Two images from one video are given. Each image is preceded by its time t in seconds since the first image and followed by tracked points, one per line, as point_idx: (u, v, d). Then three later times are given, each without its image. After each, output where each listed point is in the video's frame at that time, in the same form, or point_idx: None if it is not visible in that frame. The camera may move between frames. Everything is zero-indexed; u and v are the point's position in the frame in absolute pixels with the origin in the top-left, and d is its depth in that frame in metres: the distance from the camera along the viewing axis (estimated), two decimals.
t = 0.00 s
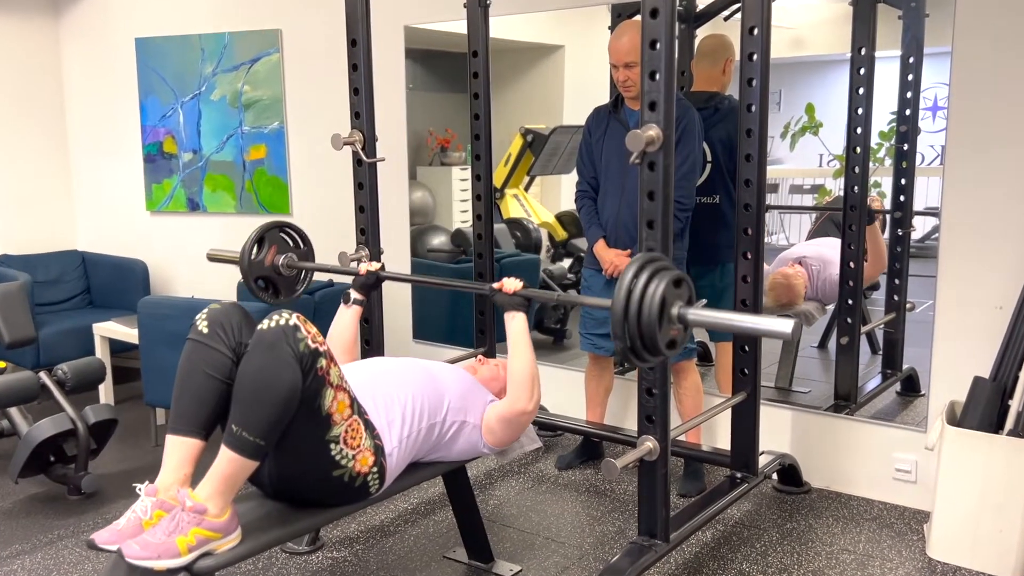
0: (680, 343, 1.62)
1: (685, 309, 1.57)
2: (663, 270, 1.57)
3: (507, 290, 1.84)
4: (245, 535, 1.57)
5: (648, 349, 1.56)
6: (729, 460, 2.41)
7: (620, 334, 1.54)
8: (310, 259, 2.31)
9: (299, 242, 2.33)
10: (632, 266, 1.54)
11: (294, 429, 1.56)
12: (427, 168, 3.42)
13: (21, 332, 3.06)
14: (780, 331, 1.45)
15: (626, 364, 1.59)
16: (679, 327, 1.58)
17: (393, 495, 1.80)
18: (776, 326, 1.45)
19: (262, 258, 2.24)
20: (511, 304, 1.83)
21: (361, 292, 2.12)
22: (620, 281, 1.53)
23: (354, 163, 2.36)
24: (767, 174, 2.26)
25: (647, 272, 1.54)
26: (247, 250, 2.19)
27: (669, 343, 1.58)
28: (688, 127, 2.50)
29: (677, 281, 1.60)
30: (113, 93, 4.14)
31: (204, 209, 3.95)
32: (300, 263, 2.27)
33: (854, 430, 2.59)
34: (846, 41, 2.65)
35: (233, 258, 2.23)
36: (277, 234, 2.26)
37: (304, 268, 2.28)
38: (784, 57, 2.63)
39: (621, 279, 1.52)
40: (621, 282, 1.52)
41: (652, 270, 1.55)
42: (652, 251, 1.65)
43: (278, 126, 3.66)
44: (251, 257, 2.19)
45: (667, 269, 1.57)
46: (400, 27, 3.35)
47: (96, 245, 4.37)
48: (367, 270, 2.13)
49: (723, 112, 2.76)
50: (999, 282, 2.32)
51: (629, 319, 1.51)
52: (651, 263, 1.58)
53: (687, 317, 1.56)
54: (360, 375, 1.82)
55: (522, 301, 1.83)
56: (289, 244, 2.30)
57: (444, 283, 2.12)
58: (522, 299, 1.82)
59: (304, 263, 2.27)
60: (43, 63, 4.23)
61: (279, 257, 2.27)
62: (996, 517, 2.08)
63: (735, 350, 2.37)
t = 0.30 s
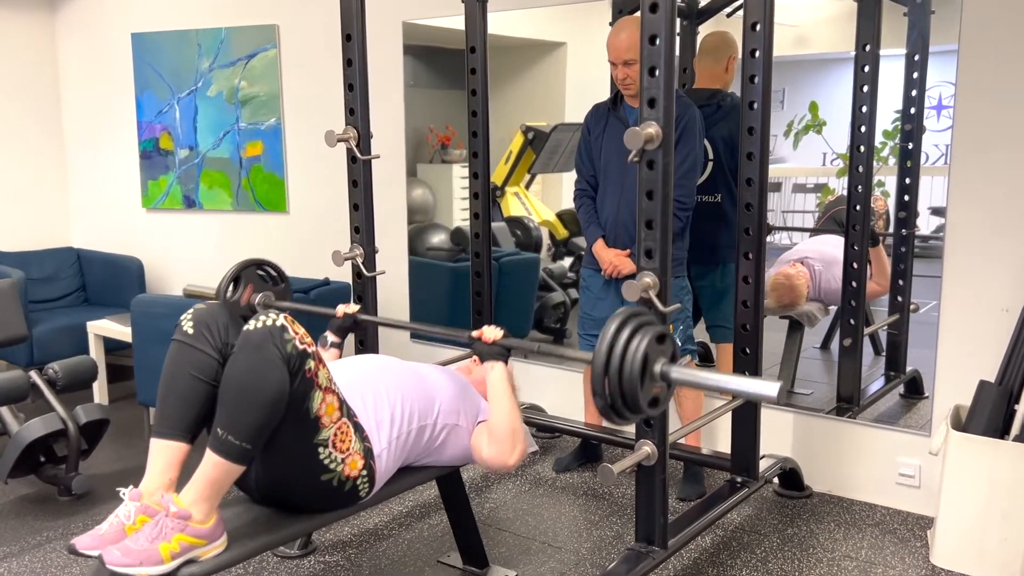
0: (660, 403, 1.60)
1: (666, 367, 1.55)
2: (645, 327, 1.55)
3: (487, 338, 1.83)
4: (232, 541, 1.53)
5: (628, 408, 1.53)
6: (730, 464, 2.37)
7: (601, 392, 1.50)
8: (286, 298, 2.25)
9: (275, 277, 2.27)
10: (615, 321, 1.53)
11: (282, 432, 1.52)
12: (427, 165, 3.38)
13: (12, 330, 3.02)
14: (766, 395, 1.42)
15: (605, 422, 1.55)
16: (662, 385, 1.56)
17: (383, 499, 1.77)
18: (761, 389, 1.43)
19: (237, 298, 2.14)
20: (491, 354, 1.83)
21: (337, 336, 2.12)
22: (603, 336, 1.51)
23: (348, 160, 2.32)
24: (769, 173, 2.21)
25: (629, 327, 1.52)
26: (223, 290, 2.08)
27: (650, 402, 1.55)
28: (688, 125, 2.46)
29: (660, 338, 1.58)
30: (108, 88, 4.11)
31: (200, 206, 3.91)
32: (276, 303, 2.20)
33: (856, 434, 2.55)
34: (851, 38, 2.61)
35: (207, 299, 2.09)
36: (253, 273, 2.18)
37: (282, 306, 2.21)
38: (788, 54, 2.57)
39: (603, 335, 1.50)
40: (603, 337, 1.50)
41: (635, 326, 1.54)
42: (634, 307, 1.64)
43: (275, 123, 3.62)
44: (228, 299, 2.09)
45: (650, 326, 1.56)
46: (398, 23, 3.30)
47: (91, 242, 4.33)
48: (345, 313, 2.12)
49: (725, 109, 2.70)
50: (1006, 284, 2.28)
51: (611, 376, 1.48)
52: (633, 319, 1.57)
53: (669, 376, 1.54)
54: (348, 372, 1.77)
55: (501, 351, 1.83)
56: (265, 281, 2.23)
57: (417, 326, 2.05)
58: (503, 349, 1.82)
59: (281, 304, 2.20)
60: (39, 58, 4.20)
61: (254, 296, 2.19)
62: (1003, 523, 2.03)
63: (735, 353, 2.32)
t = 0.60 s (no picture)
0: (644, 457, 1.61)
1: (651, 423, 1.56)
2: (629, 379, 1.56)
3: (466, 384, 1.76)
4: (215, 552, 1.48)
5: (611, 463, 1.54)
6: (730, 471, 2.32)
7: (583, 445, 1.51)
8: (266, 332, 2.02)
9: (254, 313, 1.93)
10: (599, 373, 1.53)
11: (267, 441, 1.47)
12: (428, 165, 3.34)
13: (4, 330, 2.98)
14: (751, 455, 1.40)
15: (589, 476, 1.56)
16: (645, 441, 1.56)
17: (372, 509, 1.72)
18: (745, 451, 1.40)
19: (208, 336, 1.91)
20: (469, 402, 1.75)
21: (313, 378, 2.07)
22: (585, 389, 1.52)
23: (342, 160, 2.28)
24: (770, 175, 2.16)
25: (613, 380, 1.53)
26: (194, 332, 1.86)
27: (633, 457, 1.56)
28: (689, 125, 2.41)
29: (644, 391, 1.59)
30: (105, 86, 4.07)
31: (196, 205, 3.87)
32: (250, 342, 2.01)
33: (859, 441, 2.50)
34: (855, 40, 2.56)
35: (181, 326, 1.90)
36: (232, 311, 1.86)
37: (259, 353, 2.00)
38: (790, 54, 2.55)
39: (585, 387, 1.51)
40: (586, 390, 1.51)
41: (618, 379, 1.55)
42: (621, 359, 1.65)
43: (272, 121, 3.58)
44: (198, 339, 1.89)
45: (635, 379, 1.56)
46: (396, 20, 3.26)
47: (87, 241, 4.29)
48: (321, 353, 2.10)
49: (728, 109, 2.65)
50: (1014, 288, 2.22)
51: (592, 430, 1.50)
52: (618, 371, 1.58)
53: (654, 432, 1.55)
54: (336, 379, 1.73)
55: (480, 400, 1.75)
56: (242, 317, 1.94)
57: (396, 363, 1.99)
58: (481, 398, 1.74)
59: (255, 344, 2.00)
60: (36, 55, 4.16)
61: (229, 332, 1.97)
62: (1009, 534, 1.97)
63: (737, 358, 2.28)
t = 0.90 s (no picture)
0: (648, 423, 1.53)
1: (656, 385, 1.47)
2: (635, 342, 1.48)
3: (469, 353, 1.77)
4: (200, 565, 1.44)
5: (615, 427, 1.45)
6: (729, 481, 2.28)
7: (585, 407, 1.42)
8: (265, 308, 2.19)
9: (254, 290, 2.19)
10: (601, 335, 1.45)
11: (259, 452, 1.44)
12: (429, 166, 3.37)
13: None
14: (759, 416, 1.33)
15: (590, 442, 1.47)
16: (648, 404, 1.48)
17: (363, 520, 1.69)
18: (754, 410, 1.32)
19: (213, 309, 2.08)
20: (473, 369, 1.75)
21: (316, 349, 2.06)
22: (589, 350, 1.44)
23: (337, 163, 2.24)
24: (772, 180, 2.13)
25: (618, 342, 1.45)
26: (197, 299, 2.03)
27: (637, 421, 1.48)
28: (690, 129, 2.38)
29: (648, 354, 1.51)
30: (103, 86, 4.04)
31: (193, 206, 3.84)
32: (253, 316, 2.12)
33: (861, 450, 2.46)
34: (859, 43, 2.53)
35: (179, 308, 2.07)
36: (231, 283, 2.13)
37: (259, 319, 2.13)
38: (792, 57, 2.50)
39: (587, 348, 1.43)
40: (588, 352, 1.42)
41: (623, 341, 1.46)
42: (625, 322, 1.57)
43: (270, 122, 3.55)
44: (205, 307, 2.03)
45: (640, 341, 1.48)
46: (395, 22, 3.20)
47: (84, 242, 4.26)
48: (320, 326, 2.05)
49: (730, 113, 2.61)
50: (1020, 295, 2.18)
51: (596, 392, 1.41)
52: (622, 333, 1.49)
53: (659, 395, 1.47)
54: (328, 386, 1.69)
55: (484, 367, 1.75)
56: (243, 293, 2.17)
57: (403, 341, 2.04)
58: (485, 364, 1.75)
59: (258, 317, 2.12)
60: (34, 55, 4.14)
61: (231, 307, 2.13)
62: (1013, 548, 1.92)
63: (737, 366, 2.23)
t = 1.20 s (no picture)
0: (658, 386, 1.45)
1: (667, 347, 1.39)
2: (644, 302, 1.41)
3: (475, 319, 1.69)
4: None
5: (623, 390, 1.38)
6: (730, 490, 2.25)
7: (592, 368, 1.35)
8: (274, 279, 2.19)
9: (264, 261, 2.22)
10: (609, 296, 1.38)
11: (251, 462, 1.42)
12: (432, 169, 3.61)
13: None
14: (773, 376, 1.29)
15: (598, 406, 1.40)
16: (659, 367, 1.41)
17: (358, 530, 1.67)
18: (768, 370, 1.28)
19: (221, 278, 2.12)
20: (481, 335, 1.68)
21: (324, 318, 2.04)
22: (596, 310, 1.37)
23: (336, 168, 2.23)
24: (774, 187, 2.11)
25: (626, 302, 1.38)
26: (204, 269, 2.07)
27: (646, 384, 1.40)
28: (690, 135, 2.36)
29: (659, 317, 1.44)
30: (104, 89, 4.03)
31: (194, 210, 3.83)
32: (261, 284, 2.15)
33: (863, 460, 2.44)
34: (863, 48, 2.51)
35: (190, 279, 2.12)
36: (239, 254, 2.16)
37: (267, 288, 2.16)
38: (795, 62, 2.49)
39: (595, 309, 1.36)
40: (596, 312, 1.36)
41: (632, 301, 1.39)
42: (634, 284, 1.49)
43: (272, 126, 3.54)
44: (211, 278, 2.08)
45: (650, 301, 1.41)
46: (396, 26, 3.17)
47: (85, 245, 4.26)
48: (328, 294, 2.07)
49: (732, 119, 2.61)
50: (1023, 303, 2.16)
51: (603, 353, 1.34)
52: (630, 294, 1.42)
53: (669, 357, 1.39)
54: (325, 393, 1.68)
55: (493, 333, 1.67)
56: (253, 264, 2.19)
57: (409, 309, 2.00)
58: (494, 330, 1.68)
59: (266, 285, 2.14)
60: (36, 58, 4.13)
61: (240, 277, 2.15)
62: (1016, 560, 1.90)
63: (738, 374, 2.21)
